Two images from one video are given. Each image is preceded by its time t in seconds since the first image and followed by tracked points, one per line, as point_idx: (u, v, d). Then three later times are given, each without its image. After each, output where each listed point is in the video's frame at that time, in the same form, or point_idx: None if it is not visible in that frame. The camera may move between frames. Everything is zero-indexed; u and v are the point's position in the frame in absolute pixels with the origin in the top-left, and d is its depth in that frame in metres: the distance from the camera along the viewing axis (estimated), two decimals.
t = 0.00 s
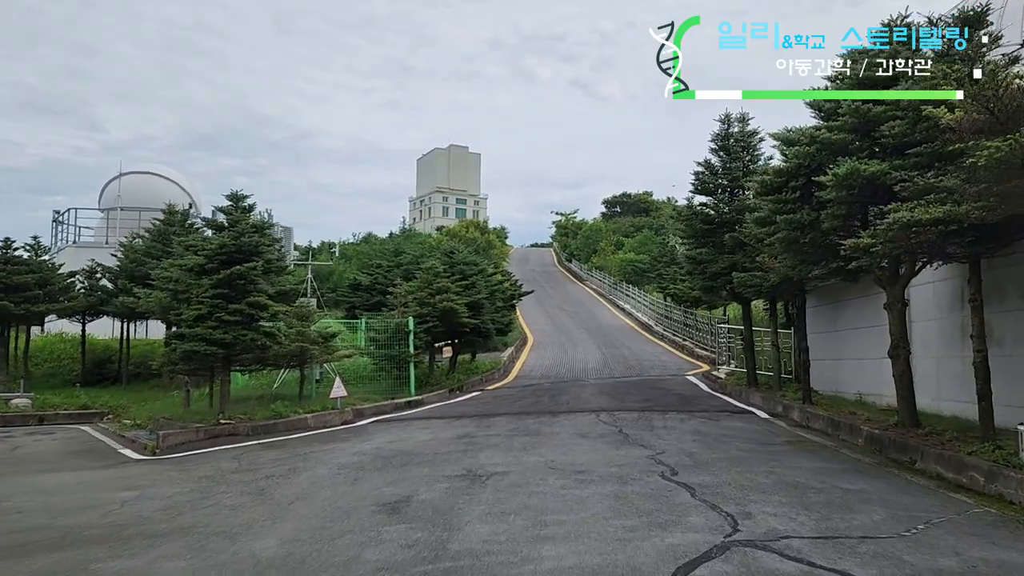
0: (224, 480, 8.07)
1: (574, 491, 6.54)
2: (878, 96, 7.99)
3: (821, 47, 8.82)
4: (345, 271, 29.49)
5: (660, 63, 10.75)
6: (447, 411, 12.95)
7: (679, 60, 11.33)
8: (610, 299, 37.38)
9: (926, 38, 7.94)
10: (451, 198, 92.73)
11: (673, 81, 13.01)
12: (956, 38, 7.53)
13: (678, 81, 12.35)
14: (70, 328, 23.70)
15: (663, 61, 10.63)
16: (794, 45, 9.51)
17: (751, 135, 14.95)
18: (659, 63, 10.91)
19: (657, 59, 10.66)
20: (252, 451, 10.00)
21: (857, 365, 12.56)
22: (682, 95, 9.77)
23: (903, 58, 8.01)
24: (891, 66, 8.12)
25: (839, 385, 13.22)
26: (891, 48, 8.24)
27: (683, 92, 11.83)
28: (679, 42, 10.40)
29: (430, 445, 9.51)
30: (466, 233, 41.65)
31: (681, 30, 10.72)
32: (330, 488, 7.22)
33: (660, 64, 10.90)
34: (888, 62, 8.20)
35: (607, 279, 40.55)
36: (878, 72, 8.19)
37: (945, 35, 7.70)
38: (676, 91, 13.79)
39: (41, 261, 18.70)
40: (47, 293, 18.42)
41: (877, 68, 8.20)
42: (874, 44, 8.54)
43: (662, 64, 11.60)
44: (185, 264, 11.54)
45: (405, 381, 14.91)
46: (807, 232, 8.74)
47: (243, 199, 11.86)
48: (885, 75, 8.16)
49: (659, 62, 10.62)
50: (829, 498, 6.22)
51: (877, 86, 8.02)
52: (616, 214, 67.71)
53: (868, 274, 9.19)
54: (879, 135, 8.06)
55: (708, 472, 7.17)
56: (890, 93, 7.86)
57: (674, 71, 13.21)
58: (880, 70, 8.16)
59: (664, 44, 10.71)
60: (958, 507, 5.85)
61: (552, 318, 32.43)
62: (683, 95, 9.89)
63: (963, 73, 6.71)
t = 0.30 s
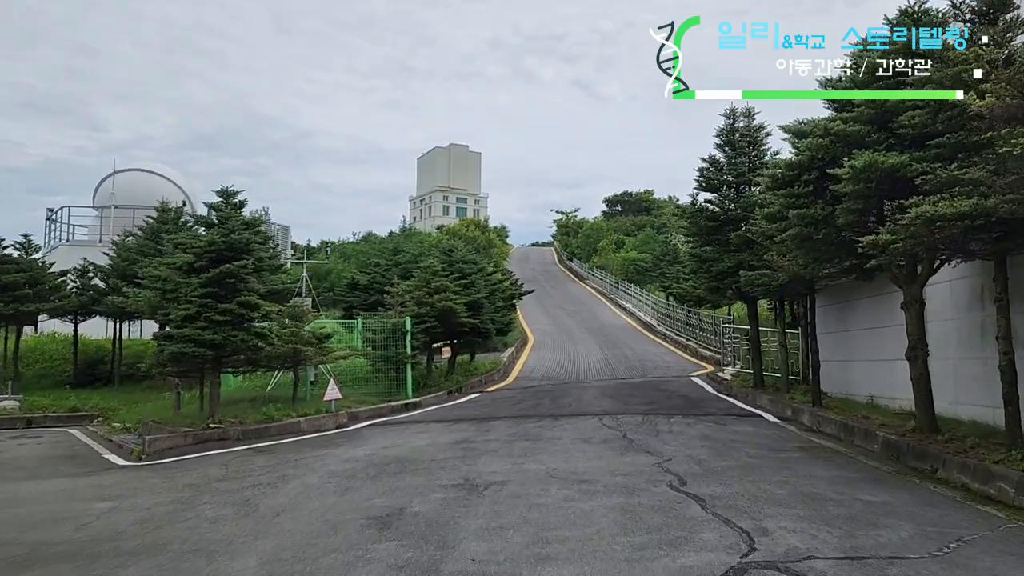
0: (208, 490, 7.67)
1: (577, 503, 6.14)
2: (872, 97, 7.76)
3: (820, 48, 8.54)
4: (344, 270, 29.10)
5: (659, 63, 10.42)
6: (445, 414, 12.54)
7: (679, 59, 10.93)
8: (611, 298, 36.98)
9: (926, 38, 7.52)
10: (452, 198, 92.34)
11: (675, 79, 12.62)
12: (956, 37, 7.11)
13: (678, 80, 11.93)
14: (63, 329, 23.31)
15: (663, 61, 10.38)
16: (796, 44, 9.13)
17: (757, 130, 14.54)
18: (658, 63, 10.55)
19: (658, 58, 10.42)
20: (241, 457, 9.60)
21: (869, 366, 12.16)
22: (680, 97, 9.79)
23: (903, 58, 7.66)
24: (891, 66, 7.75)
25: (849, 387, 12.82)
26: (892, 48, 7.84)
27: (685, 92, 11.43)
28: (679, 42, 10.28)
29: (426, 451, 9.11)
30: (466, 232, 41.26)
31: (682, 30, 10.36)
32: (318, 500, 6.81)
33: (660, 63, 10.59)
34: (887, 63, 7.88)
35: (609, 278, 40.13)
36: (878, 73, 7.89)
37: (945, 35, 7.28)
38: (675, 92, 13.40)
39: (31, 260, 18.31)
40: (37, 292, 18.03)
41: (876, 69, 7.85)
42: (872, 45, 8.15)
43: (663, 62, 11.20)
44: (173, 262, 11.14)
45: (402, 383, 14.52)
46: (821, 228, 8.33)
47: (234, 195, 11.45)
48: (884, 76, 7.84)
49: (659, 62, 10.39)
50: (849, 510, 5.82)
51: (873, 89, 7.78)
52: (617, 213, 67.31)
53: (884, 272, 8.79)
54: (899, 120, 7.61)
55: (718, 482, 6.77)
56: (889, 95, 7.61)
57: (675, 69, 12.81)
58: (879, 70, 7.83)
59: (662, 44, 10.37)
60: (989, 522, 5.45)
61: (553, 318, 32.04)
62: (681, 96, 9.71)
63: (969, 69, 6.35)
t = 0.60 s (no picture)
0: (183, 501, 7.21)
1: (575, 516, 5.69)
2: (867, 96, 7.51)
3: (821, 49, 8.35)
4: (341, 269, 28.67)
5: (660, 64, 10.32)
6: (439, 417, 12.10)
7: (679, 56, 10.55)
8: (612, 298, 36.53)
9: (926, 37, 7.24)
10: (452, 197, 91.92)
11: (674, 77, 12.22)
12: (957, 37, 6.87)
13: (678, 78, 11.52)
14: (54, 329, 22.87)
15: (663, 61, 10.24)
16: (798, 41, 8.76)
17: (762, 123, 14.03)
18: (659, 62, 10.34)
19: (658, 59, 10.29)
20: (223, 464, 9.15)
21: (880, 368, 11.70)
22: (680, 96, 9.58)
23: (903, 58, 7.40)
24: (891, 66, 7.50)
25: (858, 389, 12.36)
26: (892, 48, 7.55)
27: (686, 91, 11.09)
28: (679, 42, 10.17)
29: (416, 458, 8.66)
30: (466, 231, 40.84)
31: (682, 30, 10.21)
32: (297, 513, 6.36)
33: (660, 62, 10.43)
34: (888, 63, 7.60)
35: (609, 278, 39.68)
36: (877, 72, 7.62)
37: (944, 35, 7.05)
38: (676, 90, 13.00)
39: (18, 259, 17.88)
40: (23, 291, 17.59)
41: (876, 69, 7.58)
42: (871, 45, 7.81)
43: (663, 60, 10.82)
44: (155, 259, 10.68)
45: (396, 385, 14.08)
46: (833, 222, 7.88)
47: (219, 189, 11.02)
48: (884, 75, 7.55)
49: (658, 61, 10.28)
50: (870, 526, 5.37)
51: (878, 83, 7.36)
52: (618, 213, 66.81)
53: (898, 269, 8.34)
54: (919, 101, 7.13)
55: (726, 493, 6.34)
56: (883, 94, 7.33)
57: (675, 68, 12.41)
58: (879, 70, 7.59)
59: (663, 43, 10.23)
60: None
61: (553, 318, 31.58)
62: (681, 96, 9.45)
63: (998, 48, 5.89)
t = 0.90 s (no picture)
0: (165, 510, 6.81)
1: (582, 528, 5.29)
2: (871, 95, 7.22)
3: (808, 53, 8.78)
4: (339, 267, 28.24)
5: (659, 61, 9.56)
6: (438, 420, 11.69)
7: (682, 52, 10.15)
8: (614, 298, 36.09)
9: (926, 37, 6.92)
10: (452, 197, 91.48)
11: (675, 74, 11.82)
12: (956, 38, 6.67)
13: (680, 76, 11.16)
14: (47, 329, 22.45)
15: (663, 61, 9.51)
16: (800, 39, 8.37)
17: (770, 117, 13.62)
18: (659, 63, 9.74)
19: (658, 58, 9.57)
20: (211, 470, 8.75)
21: (895, 369, 11.28)
22: (682, 95, 9.11)
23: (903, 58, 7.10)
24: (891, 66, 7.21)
25: (872, 391, 11.94)
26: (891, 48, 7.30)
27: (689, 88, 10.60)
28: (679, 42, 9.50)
29: (413, 463, 8.26)
30: (467, 231, 40.42)
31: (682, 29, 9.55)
32: (285, 524, 5.96)
33: (659, 62, 9.79)
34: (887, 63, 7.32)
35: (611, 277, 39.24)
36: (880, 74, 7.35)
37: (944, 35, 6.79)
38: (676, 89, 12.67)
39: (8, 256, 17.47)
40: (13, 290, 17.19)
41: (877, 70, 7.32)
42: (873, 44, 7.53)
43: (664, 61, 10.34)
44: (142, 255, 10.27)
45: (394, 386, 13.67)
46: (853, 215, 7.48)
47: (208, 182, 10.61)
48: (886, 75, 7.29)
49: (658, 61, 9.55)
50: (901, 539, 4.97)
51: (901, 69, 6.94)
52: (619, 211, 66.34)
53: (920, 265, 7.93)
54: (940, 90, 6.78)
55: (743, 502, 5.94)
56: (883, 92, 7.08)
57: (677, 66, 12.05)
58: (879, 71, 7.31)
59: (662, 43, 9.55)
60: None
61: (554, 318, 31.13)
62: (682, 96, 8.93)
63: None
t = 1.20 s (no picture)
0: (137, 522, 6.38)
1: (582, 544, 4.86)
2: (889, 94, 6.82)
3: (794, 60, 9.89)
4: (336, 266, 27.81)
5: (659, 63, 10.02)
6: (432, 423, 11.26)
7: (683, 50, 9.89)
8: (615, 297, 35.67)
9: (925, 37, 6.63)
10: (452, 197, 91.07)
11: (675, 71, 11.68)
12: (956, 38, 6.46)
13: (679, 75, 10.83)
14: (38, 329, 22.04)
15: (663, 61, 9.97)
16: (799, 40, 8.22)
17: (777, 110, 13.15)
18: (659, 62, 10.01)
19: (657, 58, 10.01)
20: (192, 476, 8.31)
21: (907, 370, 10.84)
22: (681, 94, 8.93)
23: (902, 58, 6.78)
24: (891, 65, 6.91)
25: (884, 393, 11.50)
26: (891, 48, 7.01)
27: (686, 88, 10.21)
28: (678, 42, 9.97)
29: (404, 470, 7.83)
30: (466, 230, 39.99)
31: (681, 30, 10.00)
32: (262, 538, 5.53)
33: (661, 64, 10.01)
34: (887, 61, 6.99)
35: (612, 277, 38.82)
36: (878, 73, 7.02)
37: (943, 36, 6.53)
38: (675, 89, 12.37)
39: None
40: None
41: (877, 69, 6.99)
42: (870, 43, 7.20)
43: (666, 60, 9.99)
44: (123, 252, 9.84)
45: (389, 387, 13.24)
46: (870, 207, 7.04)
47: (193, 176, 10.21)
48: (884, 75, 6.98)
49: (658, 61, 10.01)
50: (932, 557, 4.54)
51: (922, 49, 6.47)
52: (620, 211, 65.90)
53: (940, 260, 7.49)
54: (942, 89, 6.58)
55: (756, 514, 5.51)
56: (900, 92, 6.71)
57: (675, 67, 11.71)
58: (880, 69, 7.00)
59: (662, 43, 10.00)
60: None
61: (554, 318, 30.73)
62: (681, 97, 9.02)
63: None
